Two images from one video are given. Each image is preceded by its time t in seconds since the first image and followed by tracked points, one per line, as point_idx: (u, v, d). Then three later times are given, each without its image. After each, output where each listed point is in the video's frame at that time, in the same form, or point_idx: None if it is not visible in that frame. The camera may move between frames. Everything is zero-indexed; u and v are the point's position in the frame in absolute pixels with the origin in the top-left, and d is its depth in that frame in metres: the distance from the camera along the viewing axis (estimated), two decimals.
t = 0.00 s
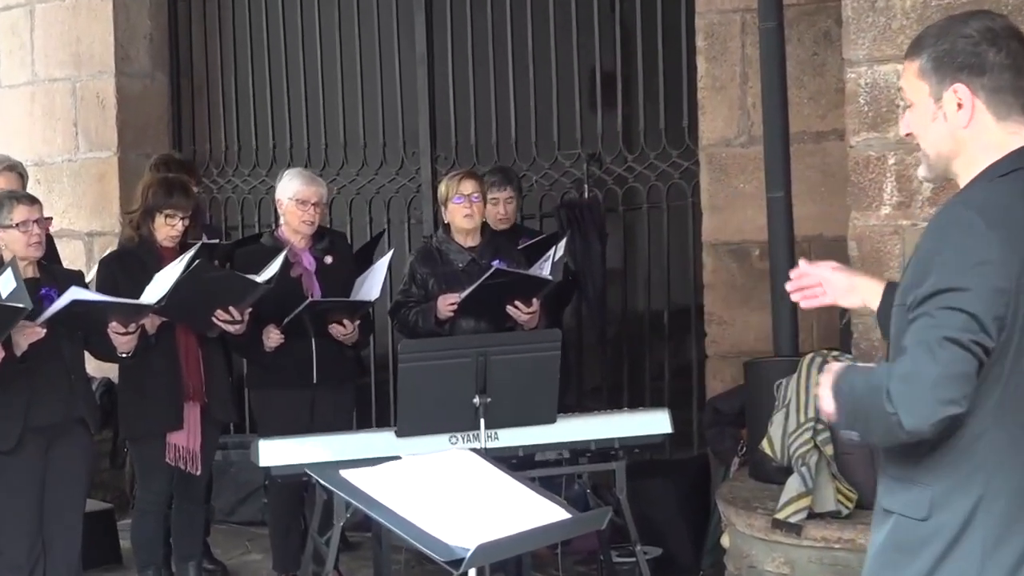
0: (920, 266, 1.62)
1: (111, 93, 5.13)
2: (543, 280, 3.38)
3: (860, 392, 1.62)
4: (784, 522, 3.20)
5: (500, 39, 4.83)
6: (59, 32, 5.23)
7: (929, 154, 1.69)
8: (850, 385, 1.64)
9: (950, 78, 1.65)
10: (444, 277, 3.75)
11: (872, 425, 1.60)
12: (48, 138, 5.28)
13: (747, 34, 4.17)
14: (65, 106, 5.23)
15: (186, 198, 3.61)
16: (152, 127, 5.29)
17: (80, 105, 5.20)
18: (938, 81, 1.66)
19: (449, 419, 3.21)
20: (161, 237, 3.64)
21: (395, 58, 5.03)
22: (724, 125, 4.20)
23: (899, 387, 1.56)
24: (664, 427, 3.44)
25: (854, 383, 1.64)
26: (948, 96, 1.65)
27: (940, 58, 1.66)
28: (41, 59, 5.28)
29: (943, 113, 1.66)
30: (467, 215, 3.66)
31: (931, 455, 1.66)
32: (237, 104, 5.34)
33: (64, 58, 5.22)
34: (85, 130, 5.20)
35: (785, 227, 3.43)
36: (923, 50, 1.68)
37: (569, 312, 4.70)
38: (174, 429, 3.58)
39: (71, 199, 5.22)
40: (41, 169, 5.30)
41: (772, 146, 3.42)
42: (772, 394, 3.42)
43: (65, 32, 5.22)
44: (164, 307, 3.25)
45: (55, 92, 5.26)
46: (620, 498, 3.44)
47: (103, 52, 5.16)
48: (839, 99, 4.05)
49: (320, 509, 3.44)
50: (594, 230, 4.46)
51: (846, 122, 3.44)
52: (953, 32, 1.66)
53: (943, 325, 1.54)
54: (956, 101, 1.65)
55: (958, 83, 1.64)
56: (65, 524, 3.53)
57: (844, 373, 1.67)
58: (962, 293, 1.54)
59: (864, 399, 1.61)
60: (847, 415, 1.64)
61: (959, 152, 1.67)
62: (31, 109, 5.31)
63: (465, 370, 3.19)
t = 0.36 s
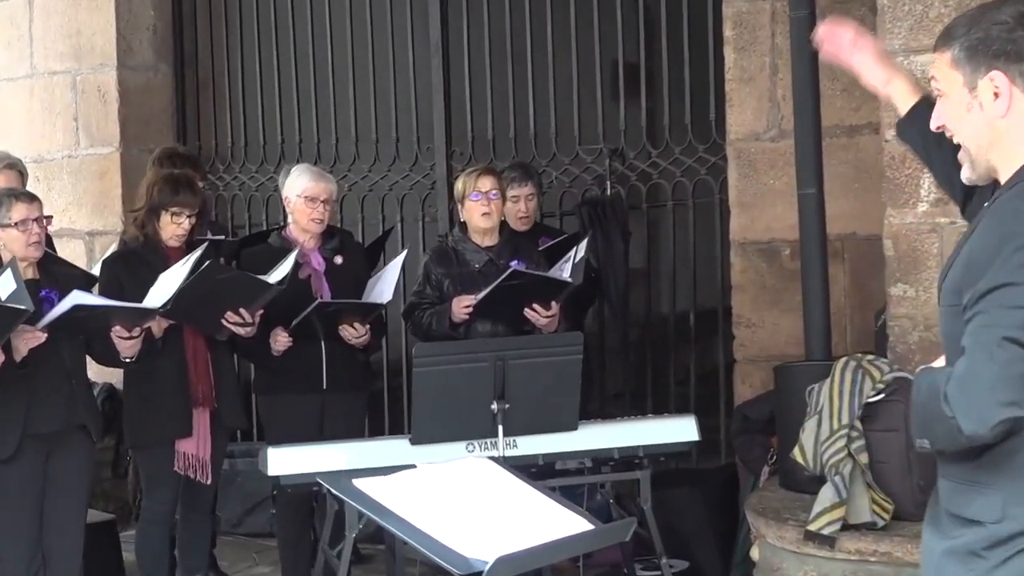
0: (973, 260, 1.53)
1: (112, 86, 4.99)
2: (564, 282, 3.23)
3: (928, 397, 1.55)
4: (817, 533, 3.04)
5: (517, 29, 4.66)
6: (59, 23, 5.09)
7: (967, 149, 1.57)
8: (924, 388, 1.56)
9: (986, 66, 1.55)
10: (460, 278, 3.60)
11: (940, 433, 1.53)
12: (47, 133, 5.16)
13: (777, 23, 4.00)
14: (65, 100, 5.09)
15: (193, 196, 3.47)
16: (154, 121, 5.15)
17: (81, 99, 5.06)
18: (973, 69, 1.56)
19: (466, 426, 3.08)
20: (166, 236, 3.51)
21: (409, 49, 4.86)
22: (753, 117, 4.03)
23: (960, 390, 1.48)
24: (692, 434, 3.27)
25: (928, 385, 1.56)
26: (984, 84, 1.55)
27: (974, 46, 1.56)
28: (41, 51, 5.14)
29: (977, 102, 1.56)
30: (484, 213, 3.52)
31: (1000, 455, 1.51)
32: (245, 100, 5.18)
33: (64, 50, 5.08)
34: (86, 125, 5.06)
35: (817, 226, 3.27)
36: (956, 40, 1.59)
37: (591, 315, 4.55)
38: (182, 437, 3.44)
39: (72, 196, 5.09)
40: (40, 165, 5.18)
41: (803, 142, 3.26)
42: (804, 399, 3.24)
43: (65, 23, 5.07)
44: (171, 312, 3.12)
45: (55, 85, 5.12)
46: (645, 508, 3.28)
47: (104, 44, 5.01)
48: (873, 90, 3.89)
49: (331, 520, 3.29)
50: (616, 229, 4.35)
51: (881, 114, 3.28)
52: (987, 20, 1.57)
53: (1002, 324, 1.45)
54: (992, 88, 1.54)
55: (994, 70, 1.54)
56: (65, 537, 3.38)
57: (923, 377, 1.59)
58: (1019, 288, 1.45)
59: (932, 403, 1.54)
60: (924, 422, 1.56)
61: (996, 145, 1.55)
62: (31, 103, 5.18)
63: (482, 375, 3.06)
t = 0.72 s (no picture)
0: (1008, 313, 1.40)
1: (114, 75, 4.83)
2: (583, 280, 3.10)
3: (977, 468, 1.39)
4: (848, 544, 2.86)
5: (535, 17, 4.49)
6: (57, 10, 4.92)
7: (985, 186, 1.47)
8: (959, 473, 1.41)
9: (1007, 98, 1.46)
10: (474, 277, 3.46)
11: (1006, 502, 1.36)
12: (45, 126, 4.98)
13: (807, 9, 3.81)
14: (63, 89, 4.93)
15: (201, 191, 3.33)
16: (157, 111, 5.00)
17: (81, 88, 4.90)
18: (994, 101, 1.47)
19: (483, 431, 2.90)
20: (172, 234, 3.36)
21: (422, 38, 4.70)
22: (782, 110, 3.84)
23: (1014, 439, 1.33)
24: (717, 437, 3.14)
25: (965, 468, 1.41)
26: (1003, 117, 1.46)
27: (996, 78, 1.48)
28: (38, 38, 4.97)
29: (993, 136, 1.47)
30: (500, 209, 3.38)
31: None
32: (252, 91, 5.03)
33: (63, 38, 4.91)
34: (86, 115, 4.90)
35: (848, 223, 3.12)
36: (975, 70, 1.51)
37: (611, 316, 4.40)
38: (187, 442, 3.29)
39: (71, 190, 4.93)
40: (37, 157, 5.00)
41: (835, 135, 3.12)
42: (835, 405, 3.10)
43: (63, 10, 4.91)
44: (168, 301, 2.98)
45: (53, 74, 4.95)
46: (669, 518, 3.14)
47: (104, 32, 4.85)
48: (908, 81, 3.70)
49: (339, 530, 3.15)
50: (639, 227, 4.20)
51: (916, 106, 3.12)
52: (1012, 51, 1.50)
53: None
54: (1012, 121, 1.46)
55: (1015, 103, 1.46)
56: (65, 548, 3.23)
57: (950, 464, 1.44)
58: None
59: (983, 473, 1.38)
60: (964, 505, 1.40)
61: (1012, 180, 1.44)
62: (26, 91, 5.00)
63: (499, 378, 2.89)
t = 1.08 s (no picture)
0: None
1: (109, 67, 4.72)
2: (602, 283, 2.96)
3: (955, 394, 1.32)
4: (879, 558, 2.74)
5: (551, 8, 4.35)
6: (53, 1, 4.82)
7: None
8: (932, 383, 1.33)
9: None
10: (487, 279, 3.33)
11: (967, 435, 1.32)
12: (40, 120, 4.88)
13: None
14: (57, 82, 4.82)
15: (201, 187, 3.20)
16: (156, 105, 4.88)
17: (74, 81, 4.78)
18: None
19: (496, 440, 2.77)
20: (172, 232, 3.23)
21: (433, 30, 4.56)
22: (811, 103, 3.69)
23: (1010, 392, 1.29)
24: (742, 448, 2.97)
25: (939, 380, 1.33)
26: None
27: None
28: (32, 30, 4.88)
29: None
30: (515, 208, 3.24)
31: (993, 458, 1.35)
32: (258, 86, 4.89)
33: (59, 30, 4.80)
34: (79, 110, 4.79)
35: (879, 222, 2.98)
36: None
37: (630, 319, 4.26)
38: (186, 449, 3.15)
39: (67, 188, 4.81)
40: (32, 154, 4.91)
41: (866, 129, 2.99)
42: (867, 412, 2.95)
43: None
44: (169, 313, 2.84)
45: (47, 66, 4.85)
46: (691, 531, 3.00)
47: (101, 24, 4.74)
48: (942, 73, 3.54)
49: (347, 544, 3.01)
50: (660, 224, 4.04)
51: (950, 99, 2.98)
52: None
53: None
54: None
55: None
56: (61, 563, 3.08)
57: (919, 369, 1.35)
58: None
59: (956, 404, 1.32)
60: (914, 414, 1.33)
61: None
62: (20, 84, 4.90)
63: (514, 384, 2.75)
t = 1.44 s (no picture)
0: None
1: (106, 59, 4.59)
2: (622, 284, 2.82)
3: (967, 323, 1.21)
4: None
5: None
6: None
7: None
8: (938, 307, 1.22)
9: None
10: (500, 281, 3.19)
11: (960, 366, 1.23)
12: (35, 114, 4.75)
13: None
14: (53, 74, 4.69)
15: (202, 184, 3.07)
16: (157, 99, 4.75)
17: (70, 73, 4.65)
18: None
19: (510, 451, 2.63)
20: (173, 231, 3.10)
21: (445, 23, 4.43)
22: (839, 98, 3.54)
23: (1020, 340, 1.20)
24: (767, 459, 2.82)
25: (945, 299, 1.22)
26: None
27: None
28: (27, 22, 4.74)
29: None
30: (529, 207, 3.11)
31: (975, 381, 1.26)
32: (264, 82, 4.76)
33: (55, 20, 4.67)
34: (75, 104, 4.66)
35: (913, 222, 2.84)
36: None
37: (649, 324, 4.14)
38: (182, 459, 3.03)
39: (63, 186, 4.69)
40: (28, 149, 4.78)
41: (897, 126, 2.85)
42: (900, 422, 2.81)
43: None
44: (168, 305, 2.70)
45: (42, 58, 4.71)
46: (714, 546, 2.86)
47: (98, 15, 4.60)
48: (978, 67, 3.40)
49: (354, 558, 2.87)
50: (681, 226, 3.89)
51: (988, 94, 2.83)
52: None
53: None
54: None
55: None
56: None
57: (930, 280, 1.23)
58: None
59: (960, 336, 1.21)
60: (911, 331, 1.23)
61: None
62: (13, 77, 4.77)
63: (528, 392, 2.62)
